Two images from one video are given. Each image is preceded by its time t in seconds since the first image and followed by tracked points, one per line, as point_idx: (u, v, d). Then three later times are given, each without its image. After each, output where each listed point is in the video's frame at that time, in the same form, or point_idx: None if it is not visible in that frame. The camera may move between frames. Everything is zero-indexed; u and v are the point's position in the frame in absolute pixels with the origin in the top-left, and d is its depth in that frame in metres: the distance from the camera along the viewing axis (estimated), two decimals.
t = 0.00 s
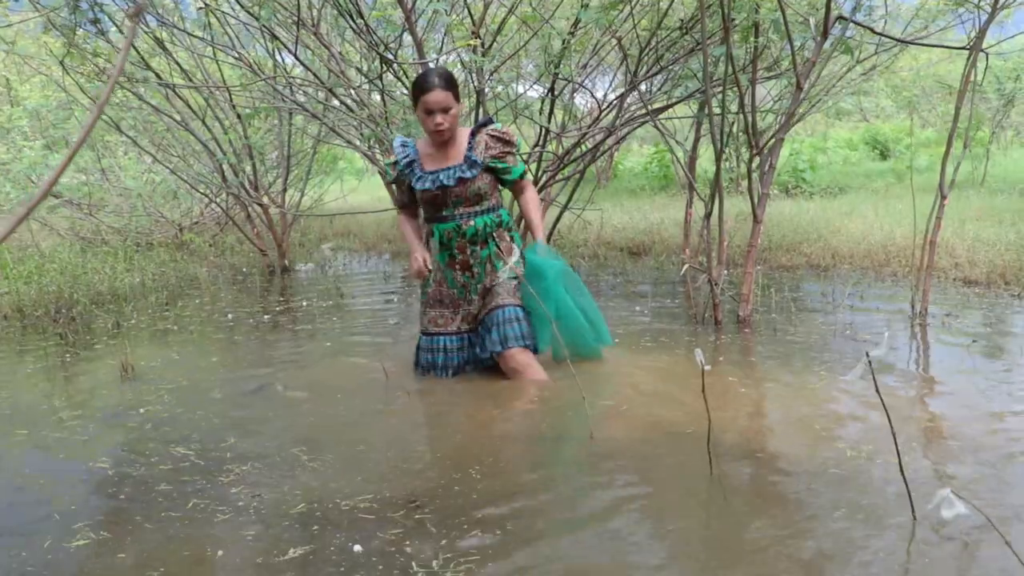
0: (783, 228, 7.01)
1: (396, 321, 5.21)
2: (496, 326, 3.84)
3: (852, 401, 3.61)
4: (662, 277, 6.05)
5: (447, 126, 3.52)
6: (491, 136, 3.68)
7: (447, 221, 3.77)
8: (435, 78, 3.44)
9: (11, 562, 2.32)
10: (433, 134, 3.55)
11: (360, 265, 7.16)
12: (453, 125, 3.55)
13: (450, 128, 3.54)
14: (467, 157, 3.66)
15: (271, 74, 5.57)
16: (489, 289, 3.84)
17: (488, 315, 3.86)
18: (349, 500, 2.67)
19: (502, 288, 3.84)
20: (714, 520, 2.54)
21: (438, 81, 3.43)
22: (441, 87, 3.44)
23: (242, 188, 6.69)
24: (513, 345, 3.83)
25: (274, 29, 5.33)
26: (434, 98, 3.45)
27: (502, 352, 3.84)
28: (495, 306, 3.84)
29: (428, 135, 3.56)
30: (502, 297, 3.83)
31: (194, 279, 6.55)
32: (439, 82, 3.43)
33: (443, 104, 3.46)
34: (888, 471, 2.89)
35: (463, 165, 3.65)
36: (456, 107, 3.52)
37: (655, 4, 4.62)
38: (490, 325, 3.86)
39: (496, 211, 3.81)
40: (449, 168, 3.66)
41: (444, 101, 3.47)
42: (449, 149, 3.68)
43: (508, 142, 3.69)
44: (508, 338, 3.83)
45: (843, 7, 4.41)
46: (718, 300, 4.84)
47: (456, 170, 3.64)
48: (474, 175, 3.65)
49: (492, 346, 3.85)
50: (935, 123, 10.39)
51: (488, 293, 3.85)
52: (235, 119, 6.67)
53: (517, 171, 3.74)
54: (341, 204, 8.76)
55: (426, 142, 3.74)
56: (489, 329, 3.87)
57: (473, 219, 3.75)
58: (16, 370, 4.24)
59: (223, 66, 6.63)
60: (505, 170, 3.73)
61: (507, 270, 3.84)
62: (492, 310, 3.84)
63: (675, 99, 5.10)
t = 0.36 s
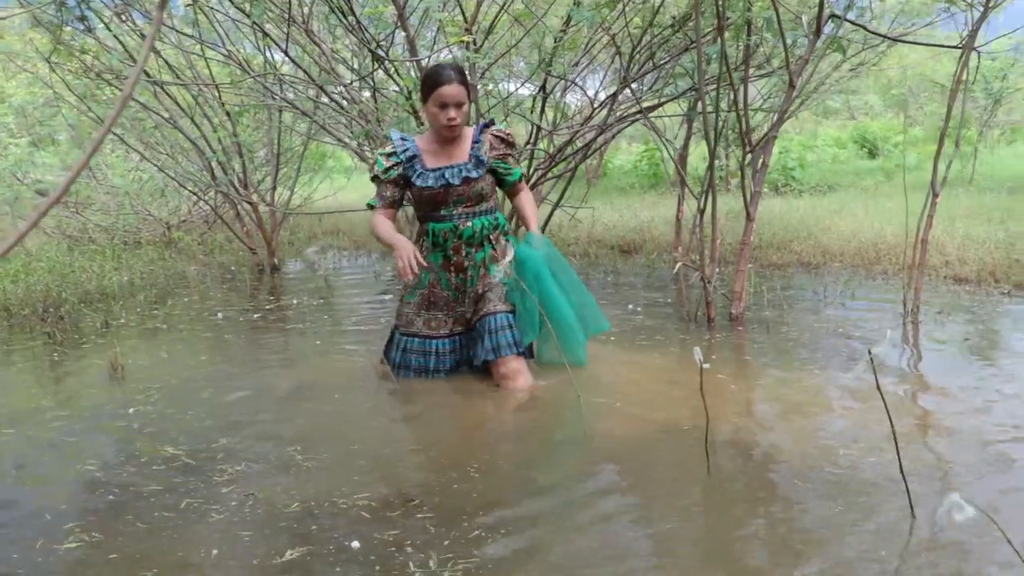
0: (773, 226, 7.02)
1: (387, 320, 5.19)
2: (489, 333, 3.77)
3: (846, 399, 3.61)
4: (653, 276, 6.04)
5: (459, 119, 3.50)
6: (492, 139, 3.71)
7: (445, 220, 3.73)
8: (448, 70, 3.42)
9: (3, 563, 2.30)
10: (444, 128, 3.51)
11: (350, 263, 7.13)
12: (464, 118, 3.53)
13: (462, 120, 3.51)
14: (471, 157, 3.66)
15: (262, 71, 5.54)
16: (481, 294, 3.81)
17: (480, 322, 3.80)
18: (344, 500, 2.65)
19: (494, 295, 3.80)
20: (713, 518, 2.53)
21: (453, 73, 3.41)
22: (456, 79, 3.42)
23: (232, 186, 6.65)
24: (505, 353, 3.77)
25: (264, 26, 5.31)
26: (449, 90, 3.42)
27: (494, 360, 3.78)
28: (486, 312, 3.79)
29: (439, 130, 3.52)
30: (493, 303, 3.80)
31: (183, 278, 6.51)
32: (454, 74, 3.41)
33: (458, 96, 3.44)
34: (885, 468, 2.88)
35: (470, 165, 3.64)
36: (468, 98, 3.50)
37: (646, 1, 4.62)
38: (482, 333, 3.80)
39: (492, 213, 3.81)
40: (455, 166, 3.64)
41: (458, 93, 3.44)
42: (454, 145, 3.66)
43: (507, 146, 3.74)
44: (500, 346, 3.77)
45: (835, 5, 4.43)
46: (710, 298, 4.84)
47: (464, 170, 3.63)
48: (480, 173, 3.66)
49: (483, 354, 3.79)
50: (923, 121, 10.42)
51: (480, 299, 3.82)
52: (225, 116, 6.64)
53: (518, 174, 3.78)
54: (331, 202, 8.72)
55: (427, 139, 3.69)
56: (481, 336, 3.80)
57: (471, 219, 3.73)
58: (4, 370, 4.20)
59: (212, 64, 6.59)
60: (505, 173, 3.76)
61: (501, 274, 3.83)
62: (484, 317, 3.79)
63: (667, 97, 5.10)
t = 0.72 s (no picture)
0: (754, 224, 7.04)
1: (371, 320, 5.16)
2: (495, 340, 3.67)
3: (830, 394, 3.62)
4: (635, 274, 6.05)
5: (476, 137, 3.35)
6: (512, 150, 3.54)
7: (455, 239, 3.65)
8: (468, 85, 3.24)
9: None
10: (461, 145, 3.36)
11: (331, 262, 7.09)
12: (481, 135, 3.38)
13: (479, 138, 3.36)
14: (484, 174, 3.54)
15: (241, 70, 5.51)
16: (489, 302, 3.73)
17: (487, 329, 3.70)
18: (331, 500, 2.62)
19: (504, 302, 3.72)
20: (703, 515, 2.52)
21: (474, 89, 3.23)
22: (476, 95, 3.25)
23: (211, 185, 6.61)
24: (509, 362, 3.65)
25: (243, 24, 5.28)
26: (468, 107, 3.26)
27: (497, 367, 3.67)
28: (494, 319, 3.69)
29: (455, 147, 3.37)
30: (502, 310, 3.70)
31: (161, 278, 6.45)
32: (474, 90, 3.24)
33: (478, 114, 3.28)
34: (873, 463, 2.88)
35: (484, 188, 3.54)
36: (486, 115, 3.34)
37: None
38: (487, 340, 3.70)
39: (503, 224, 3.69)
40: (469, 188, 3.53)
41: (478, 110, 3.28)
42: (468, 161, 3.51)
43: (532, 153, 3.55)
44: (505, 354, 3.65)
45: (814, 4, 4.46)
46: (694, 296, 4.84)
47: (479, 194, 3.54)
48: (493, 201, 3.57)
49: (486, 361, 3.68)
50: (899, 120, 10.50)
51: (489, 304, 3.74)
52: (203, 115, 6.59)
53: (548, 177, 3.60)
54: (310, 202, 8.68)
55: (439, 152, 3.52)
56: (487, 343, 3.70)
57: (482, 238, 3.64)
58: None
59: (190, 63, 6.55)
60: (534, 179, 3.59)
61: (510, 282, 3.74)
62: (491, 323, 3.69)
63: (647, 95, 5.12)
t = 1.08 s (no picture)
0: (736, 223, 7.06)
1: (355, 323, 5.13)
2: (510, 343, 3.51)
3: (818, 391, 3.64)
4: (619, 274, 6.05)
5: (468, 182, 3.10)
6: (495, 199, 3.23)
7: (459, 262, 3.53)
8: (452, 137, 2.94)
9: None
10: (454, 188, 3.14)
11: (313, 264, 7.06)
12: (475, 178, 3.12)
13: (470, 184, 3.11)
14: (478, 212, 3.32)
15: (221, 71, 5.48)
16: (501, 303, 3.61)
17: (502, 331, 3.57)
18: (321, 503, 2.60)
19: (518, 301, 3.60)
20: (697, 513, 2.52)
21: (456, 144, 2.94)
22: (460, 147, 2.96)
23: (191, 188, 6.56)
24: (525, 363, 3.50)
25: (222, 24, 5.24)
26: (453, 161, 2.99)
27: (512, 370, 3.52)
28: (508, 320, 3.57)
29: (447, 191, 3.16)
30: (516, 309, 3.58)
31: (141, 282, 6.40)
32: (457, 144, 2.95)
33: (462, 165, 3.00)
34: (862, 460, 2.88)
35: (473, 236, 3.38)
36: (478, 161, 3.04)
37: None
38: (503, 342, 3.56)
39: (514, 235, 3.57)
40: (460, 232, 3.40)
41: (464, 162, 3.00)
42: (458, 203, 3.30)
43: (508, 206, 3.24)
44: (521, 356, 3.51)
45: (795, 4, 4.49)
46: (679, 295, 4.85)
47: (469, 241, 3.40)
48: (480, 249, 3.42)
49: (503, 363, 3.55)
50: (876, 119, 10.57)
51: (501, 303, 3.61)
52: (183, 117, 6.55)
53: (516, 235, 3.29)
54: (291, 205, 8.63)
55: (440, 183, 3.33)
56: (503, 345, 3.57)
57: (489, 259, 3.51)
58: None
59: (169, 65, 6.50)
60: (505, 230, 3.30)
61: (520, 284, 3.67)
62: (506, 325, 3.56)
63: (629, 95, 5.13)
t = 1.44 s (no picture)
0: (717, 226, 7.09)
1: (337, 328, 5.11)
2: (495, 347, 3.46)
3: (803, 392, 3.65)
4: (600, 277, 6.06)
5: (424, 224, 3.11)
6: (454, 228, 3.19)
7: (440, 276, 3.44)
8: (396, 186, 2.95)
9: None
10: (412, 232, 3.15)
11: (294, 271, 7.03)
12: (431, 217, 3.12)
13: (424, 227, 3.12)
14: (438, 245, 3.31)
15: (199, 77, 5.45)
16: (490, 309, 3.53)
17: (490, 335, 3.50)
18: (308, 509, 2.59)
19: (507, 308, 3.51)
20: (685, 513, 2.53)
21: (400, 192, 2.94)
22: (406, 195, 2.96)
23: (170, 194, 6.52)
24: (510, 368, 3.45)
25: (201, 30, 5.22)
26: (400, 209, 2.99)
27: (496, 373, 3.48)
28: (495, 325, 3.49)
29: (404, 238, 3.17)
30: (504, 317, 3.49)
31: (121, 289, 6.35)
32: (402, 191, 2.95)
33: (408, 212, 3.00)
34: (846, 459, 2.90)
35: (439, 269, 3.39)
36: (427, 202, 3.05)
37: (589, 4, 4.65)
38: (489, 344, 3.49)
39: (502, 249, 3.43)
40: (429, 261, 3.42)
41: (413, 208, 3.00)
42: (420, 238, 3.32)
43: (465, 229, 3.17)
44: (506, 360, 3.45)
45: (774, 7, 4.52)
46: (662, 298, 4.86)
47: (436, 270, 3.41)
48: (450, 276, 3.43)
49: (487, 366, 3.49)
50: (853, 122, 10.65)
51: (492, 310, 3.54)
52: (161, 123, 6.50)
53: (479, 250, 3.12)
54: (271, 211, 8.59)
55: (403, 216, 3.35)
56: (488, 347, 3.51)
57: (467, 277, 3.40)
58: None
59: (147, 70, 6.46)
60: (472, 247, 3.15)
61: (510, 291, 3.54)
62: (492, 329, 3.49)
63: (610, 99, 5.14)
